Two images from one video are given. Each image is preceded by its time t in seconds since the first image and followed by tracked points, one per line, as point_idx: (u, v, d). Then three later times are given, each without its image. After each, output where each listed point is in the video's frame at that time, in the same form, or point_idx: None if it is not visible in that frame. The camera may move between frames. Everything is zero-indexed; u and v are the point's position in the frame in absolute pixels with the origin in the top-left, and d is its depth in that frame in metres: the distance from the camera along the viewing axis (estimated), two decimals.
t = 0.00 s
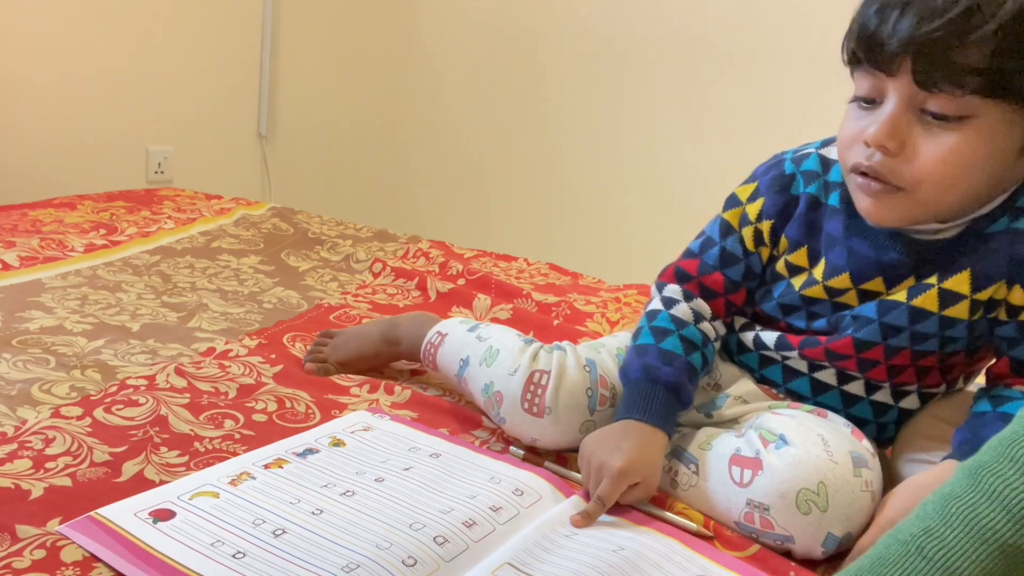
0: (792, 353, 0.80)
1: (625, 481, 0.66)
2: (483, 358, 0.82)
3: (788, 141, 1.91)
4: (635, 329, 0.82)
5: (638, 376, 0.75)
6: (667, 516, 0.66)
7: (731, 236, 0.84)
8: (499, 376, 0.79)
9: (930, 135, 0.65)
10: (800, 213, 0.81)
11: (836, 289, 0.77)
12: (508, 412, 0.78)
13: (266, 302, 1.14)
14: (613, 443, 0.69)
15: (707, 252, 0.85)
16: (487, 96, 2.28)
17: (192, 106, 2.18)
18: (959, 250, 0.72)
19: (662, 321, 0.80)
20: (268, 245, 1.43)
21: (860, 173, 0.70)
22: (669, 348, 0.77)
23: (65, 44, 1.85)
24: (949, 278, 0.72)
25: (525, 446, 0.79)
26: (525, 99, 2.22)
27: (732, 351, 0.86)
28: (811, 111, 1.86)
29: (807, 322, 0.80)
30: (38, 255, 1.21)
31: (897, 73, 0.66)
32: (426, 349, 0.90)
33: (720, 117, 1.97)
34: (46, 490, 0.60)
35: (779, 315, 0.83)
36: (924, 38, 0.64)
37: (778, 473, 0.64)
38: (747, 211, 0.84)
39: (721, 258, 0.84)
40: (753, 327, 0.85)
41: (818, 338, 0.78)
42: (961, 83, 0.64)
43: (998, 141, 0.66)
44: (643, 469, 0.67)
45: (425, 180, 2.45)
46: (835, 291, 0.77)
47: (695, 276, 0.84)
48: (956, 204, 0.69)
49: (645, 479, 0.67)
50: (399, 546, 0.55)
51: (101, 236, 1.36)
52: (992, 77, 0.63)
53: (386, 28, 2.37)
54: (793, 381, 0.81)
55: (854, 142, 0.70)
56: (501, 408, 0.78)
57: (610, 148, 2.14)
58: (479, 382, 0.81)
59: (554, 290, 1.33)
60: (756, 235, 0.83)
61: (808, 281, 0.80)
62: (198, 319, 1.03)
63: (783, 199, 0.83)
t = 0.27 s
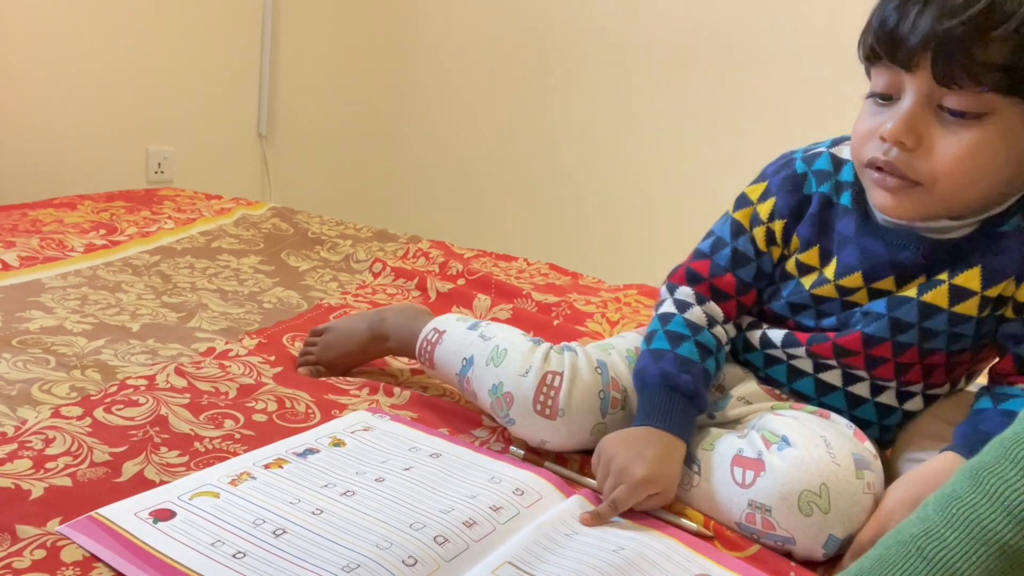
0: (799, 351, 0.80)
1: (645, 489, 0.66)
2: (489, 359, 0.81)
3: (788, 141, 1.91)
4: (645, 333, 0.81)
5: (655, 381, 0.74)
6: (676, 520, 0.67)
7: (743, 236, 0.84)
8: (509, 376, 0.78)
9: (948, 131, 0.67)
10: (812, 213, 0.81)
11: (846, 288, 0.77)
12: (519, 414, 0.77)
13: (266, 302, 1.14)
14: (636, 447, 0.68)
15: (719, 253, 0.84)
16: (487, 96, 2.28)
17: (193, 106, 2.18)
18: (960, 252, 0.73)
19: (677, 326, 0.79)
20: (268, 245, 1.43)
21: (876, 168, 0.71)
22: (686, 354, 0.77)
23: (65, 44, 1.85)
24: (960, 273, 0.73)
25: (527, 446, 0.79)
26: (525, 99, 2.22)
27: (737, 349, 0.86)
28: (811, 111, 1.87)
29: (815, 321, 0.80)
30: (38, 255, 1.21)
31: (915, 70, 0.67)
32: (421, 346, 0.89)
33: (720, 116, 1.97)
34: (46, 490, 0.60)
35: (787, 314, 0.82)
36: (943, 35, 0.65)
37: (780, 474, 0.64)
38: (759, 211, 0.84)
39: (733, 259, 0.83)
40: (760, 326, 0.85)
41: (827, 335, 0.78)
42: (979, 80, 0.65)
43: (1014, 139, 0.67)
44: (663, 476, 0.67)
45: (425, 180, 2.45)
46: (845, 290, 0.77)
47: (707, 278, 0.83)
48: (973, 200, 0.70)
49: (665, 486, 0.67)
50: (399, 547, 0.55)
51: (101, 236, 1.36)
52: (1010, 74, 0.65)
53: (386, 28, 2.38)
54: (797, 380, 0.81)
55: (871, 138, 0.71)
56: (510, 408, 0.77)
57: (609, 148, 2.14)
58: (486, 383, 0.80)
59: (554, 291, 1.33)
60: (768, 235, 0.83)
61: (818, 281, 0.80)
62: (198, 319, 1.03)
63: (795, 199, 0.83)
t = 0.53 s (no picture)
0: (799, 345, 0.80)
1: (647, 481, 0.66)
2: (480, 356, 0.83)
3: (788, 141, 1.91)
4: (647, 330, 0.81)
5: (654, 380, 0.74)
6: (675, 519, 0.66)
7: (744, 235, 0.84)
8: (495, 370, 0.80)
9: (945, 124, 0.67)
10: (814, 212, 0.81)
11: (846, 284, 0.77)
12: (505, 404, 0.78)
13: (266, 302, 1.14)
14: (633, 443, 0.69)
15: (721, 252, 0.84)
16: (488, 97, 2.28)
17: (193, 106, 2.18)
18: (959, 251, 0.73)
19: (679, 326, 0.79)
20: (268, 245, 1.43)
21: (876, 162, 0.72)
22: (687, 355, 0.77)
23: (65, 44, 1.85)
24: (960, 268, 0.73)
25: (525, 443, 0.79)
26: (525, 99, 2.23)
27: (737, 347, 0.86)
28: (811, 112, 1.87)
29: (817, 318, 0.80)
30: (38, 255, 1.21)
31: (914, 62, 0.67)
32: (428, 356, 0.90)
33: (721, 117, 1.97)
34: (46, 490, 0.60)
35: (789, 312, 0.82)
36: (940, 29, 0.66)
37: (779, 464, 0.64)
38: (761, 210, 0.84)
39: (735, 258, 0.83)
40: (762, 323, 0.85)
41: (827, 329, 0.78)
42: (977, 73, 0.65)
43: (1013, 134, 0.68)
44: (663, 469, 0.68)
45: (425, 181, 2.45)
46: (846, 287, 0.77)
47: (708, 277, 0.84)
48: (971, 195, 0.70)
49: (665, 480, 0.68)
50: (399, 546, 0.55)
51: (101, 236, 1.36)
52: (1007, 68, 0.65)
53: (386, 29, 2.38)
54: (797, 376, 0.81)
55: (870, 132, 0.71)
56: (497, 401, 0.78)
57: (610, 148, 2.14)
58: (477, 380, 0.82)
59: (554, 291, 1.33)
60: (770, 234, 0.83)
61: (819, 278, 0.79)
62: (198, 318, 1.03)
63: (797, 198, 0.83)
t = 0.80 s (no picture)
0: (797, 343, 0.80)
1: (647, 478, 0.66)
2: (478, 359, 0.83)
3: (788, 141, 1.91)
4: (646, 328, 0.81)
5: (652, 378, 0.74)
6: (672, 518, 0.66)
7: (743, 234, 0.84)
8: (493, 373, 0.80)
9: (945, 124, 0.67)
10: (813, 211, 0.81)
11: (846, 284, 0.77)
12: (505, 405, 0.78)
13: (266, 302, 1.14)
14: (631, 440, 0.70)
15: (720, 251, 0.84)
16: (488, 96, 2.28)
17: (193, 106, 2.18)
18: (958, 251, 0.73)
19: (678, 324, 0.79)
20: (268, 245, 1.43)
21: (875, 163, 0.72)
22: (686, 353, 0.77)
23: (65, 44, 1.85)
24: (957, 267, 0.73)
25: (524, 443, 0.79)
26: (525, 99, 2.23)
27: (737, 346, 0.86)
28: (811, 111, 1.87)
29: (816, 317, 0.80)
30: (38, 255, 1.21)
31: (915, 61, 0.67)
32: (424, 361, 0.90)
33: (721, 116, 1.97)
34: (46, 490, 0.60)
35: (788, 311, 0.82)
36: (938, 29, 0.66)
37: (781, 464, 0.64)
38: (760, 210, 0.84)
39: (734, 257, 0.83)
40: (761, 322, 0.85)
41: (825, 327, 0.78)
42: (976, 74, 0.65)
43: (1013, 132, 0.68)
44: (661, 463, 0.68)
45: (425, 180, 2.45)
46: (845, 286, 0.78)
47: (708, 276, 0.84)
48: (972, 194, 0.70)
49: (664, 475, 0.68)
50: (399, 547, 0.55)
51: (101, 236, 1.36)
52: (1006, 68, 0.65)
53: (386, 28, 2.38)
54: (796, 374, 0.81)
55: (870, 133, 0.71)
56: (496, 403, 0.78)
57: (610, 148, 2.14)
58: (475, 383, 0.82)
59: (554, 291, 1.33)
60: (769, 234, 0.83)
61: (819, 277, 0.79)
62: (198, 318, 1.03)
63: (796, 198, 0.83)
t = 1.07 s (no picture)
0: (799, 343, 0.80)
1: (646, 476, 0.67)
2: (476, 357, 0.83)
3: (788, 141, 1.91)
4: (646, 327, 0.81)
5: (655, 376, 0.74)
6: (671, 518, 0.66)
7: (745, 234, 0.84)
8: (492, 371, 0.80)
9: (952, 128, 0.67)
10: (816, 211, 0.81)
11: (848, 284, 0.77)
12: (503, 403, 0.78)
13: (266, 302, 1.14)
14: (630, 439, 0.70)
15: (722, 251, 0.84)
16: (488, 96, 2.28)
17: (194, 106, 2.18)
18: (959, 252, 0.73)
19: (680, 323, 0.79)
20: (268, 245, 1.43)
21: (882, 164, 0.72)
22: (686, 353, 0.77)
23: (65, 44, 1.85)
24: (961, 268, 0.73)
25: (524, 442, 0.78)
26: (525, 99, 2.23)
27: (738, 346, 0.86)
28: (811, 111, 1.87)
29: (817, 317, 0.80)
30: (38, 254, 1.21)
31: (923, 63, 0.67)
32: (423, 362, 0.90)
33: (721, 116, 1.97)
34: (46, 490, 0.60)
35: (790, 310, 0.82)
36: (950, 33, 0.66)
37: (782, 464, 0.64)
38: (762, 210, 0.84)
39: (736, 257, 0.83)
40: (762, 322, 0.85)
41: (827, 327, 0.78)
42: (986, 79, 0.65)
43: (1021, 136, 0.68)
44: (659, 463, 0.68)
45: (426, 180, 2.46)
46: (847, 287, 0.77)
47: (709, 276, 0.84)
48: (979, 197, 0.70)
49: (664, 473, 0.68)
50: (400, 547, 0.55)
51: (101, 236, 1.36)
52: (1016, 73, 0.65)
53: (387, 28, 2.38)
54: (798, 374, 0.80)
55: (877, 134, 0.71)
56: (495, 401, 0.79)
57: (610, 148, 2.14)
58: (474, 382, 0.82)
59: (554, 291, 1.33)
60: (771, 235, 0.83)
61: (821, 278, 0.79)
62: (198, 319, 1.03)
63: (798, 198, 0.83)
